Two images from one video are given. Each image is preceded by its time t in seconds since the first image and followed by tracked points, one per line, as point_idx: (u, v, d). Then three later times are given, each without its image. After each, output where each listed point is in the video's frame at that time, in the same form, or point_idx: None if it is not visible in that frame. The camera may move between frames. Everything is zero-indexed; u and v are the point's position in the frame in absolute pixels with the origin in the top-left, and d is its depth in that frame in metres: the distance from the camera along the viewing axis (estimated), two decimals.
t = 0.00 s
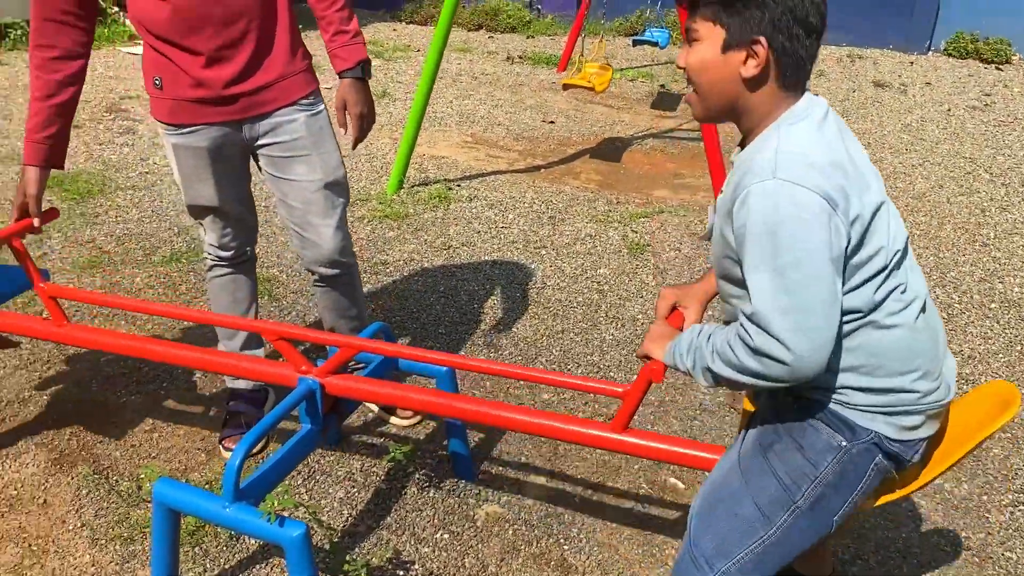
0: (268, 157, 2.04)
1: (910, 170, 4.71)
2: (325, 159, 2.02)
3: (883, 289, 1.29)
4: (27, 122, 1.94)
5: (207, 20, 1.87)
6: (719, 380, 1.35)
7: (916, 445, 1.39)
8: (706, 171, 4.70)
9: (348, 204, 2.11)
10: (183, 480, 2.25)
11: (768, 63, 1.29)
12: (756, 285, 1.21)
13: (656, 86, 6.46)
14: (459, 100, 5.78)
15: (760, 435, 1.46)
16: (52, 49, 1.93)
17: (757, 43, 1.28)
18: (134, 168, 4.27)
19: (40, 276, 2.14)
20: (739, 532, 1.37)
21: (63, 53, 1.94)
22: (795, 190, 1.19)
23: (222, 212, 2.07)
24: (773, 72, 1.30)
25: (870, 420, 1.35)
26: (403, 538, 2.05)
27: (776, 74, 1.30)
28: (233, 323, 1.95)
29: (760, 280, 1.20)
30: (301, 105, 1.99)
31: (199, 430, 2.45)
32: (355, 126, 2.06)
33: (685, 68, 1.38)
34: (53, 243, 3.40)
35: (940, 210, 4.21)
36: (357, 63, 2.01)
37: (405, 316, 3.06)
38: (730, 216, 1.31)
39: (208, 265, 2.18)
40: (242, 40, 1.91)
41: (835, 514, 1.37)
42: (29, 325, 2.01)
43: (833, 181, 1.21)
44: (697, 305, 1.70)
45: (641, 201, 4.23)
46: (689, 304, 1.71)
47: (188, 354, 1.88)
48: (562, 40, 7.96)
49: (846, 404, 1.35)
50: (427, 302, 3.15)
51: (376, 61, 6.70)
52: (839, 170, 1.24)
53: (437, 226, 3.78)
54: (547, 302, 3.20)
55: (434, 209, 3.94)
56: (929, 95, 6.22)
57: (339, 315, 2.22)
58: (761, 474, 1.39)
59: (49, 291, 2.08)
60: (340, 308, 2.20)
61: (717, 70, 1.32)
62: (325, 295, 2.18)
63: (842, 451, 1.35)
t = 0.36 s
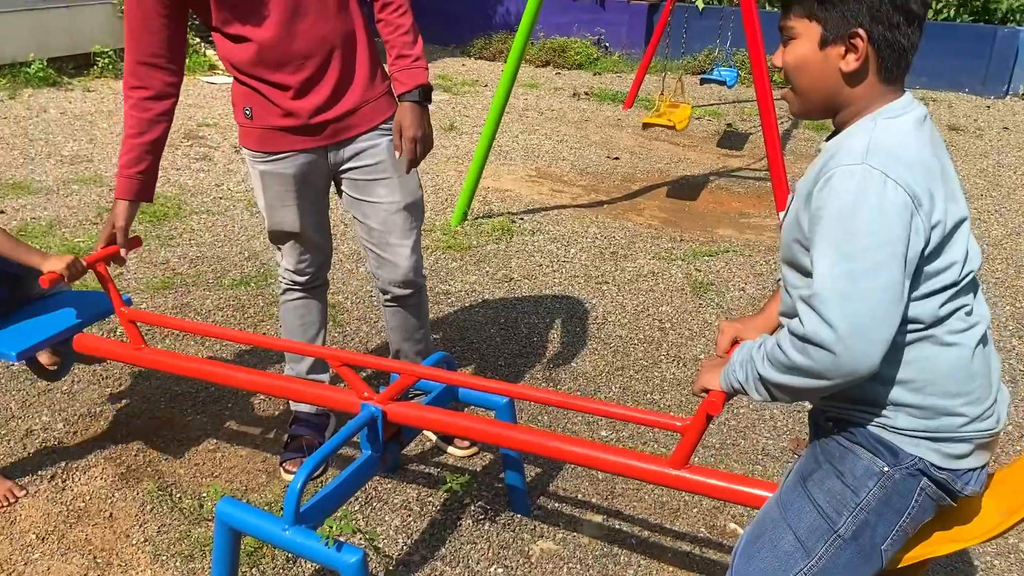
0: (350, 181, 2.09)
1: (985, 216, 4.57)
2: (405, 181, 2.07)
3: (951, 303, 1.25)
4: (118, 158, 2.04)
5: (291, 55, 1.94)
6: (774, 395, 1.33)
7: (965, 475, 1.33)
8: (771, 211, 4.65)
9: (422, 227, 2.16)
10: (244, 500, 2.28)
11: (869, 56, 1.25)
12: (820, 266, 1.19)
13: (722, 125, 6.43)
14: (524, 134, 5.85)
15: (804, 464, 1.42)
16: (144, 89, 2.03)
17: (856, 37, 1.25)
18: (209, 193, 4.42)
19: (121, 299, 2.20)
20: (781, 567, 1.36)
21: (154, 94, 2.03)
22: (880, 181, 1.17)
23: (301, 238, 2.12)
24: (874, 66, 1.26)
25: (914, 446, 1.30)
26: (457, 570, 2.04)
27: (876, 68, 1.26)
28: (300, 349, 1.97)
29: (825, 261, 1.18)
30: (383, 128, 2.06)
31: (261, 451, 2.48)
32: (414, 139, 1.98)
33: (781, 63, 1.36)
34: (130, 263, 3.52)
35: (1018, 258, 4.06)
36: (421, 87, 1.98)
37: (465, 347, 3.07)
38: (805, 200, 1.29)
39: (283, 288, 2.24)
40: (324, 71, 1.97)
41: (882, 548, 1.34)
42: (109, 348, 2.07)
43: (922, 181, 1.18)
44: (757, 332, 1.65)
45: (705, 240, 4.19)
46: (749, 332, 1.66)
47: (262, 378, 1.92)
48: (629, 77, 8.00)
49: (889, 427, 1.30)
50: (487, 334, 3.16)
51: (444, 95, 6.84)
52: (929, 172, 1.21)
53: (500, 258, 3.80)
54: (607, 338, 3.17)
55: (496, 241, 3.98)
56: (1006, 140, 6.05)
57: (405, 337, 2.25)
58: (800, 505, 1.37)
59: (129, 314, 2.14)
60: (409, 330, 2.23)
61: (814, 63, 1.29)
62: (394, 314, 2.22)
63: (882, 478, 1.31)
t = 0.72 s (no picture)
0: (403, 232, 2.14)
1: None
2: (455, 234, 2.11)
3: (1011, 355, 1.21)
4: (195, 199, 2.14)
5: (352, 108, 2.00)
6: (821, 448, 1.30)
7: None
8: (833, 262, 4.57)
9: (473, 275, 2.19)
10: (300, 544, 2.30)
11: (914, 109, 1.24)
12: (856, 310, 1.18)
13: (783, 174, 6.38)
14: (582, 182, 5.89)
15: (874, 528, 1.37)
16: (219, 134, 2.12)
17: (901, 90, 1.23)
18: (274, 238, 4.54)
19: (190, 345, 2.26)
20: None
21: (229, 138, 2.13)
22: (917, 226, 1.15)
23: (357, 283, 2.18)
24: (920, 118, 1.24)
25: (994, 510, 1.25)
26: None
27: (922, 119, 1.24)
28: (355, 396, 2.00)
29: (862, 306, 1.17)
30: (434, 181, 2.09)
31: (317, 495, 2.51)
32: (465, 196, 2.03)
33: (828, 118, 1.34)
34: (196, 307, 3.62)
35: None
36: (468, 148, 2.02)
37: (520, 394, 3.06)
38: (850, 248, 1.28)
39: (341, 332, 2.29)
40: (381, 126, 2.03)
41: None
42: (176, 394, 2.13)
43: (965, 222, 1.16)
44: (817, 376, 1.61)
45: (765, 290, 4.14)
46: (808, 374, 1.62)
47: (318, 423, 1.95)
48: (687, 126, 8.02)
49: (964, 491, 1.26)
50: (542, 382, 3.15)
51: (503, 144, 6.94)
52: (978, 214, 1.18)
53: (556, 306, 3.80)
54: (664, 389, 3.13)
55: (553, 288, 3.99)
56: None
57: (456, 387, 2.26)
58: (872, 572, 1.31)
59: (198, 360, 2.20)
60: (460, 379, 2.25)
61: (860, 116, 1.28)
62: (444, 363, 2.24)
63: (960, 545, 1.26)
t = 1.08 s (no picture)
0: (452, 274, 2.19)
1: None
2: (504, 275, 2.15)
3: None
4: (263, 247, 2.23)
5: (407, 158, 2.07)
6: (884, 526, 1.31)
7: None
8: (880, 312, 4.53)
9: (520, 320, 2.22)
10: None
11: (928, 210, 1.33)
12: (918, 418, 1.22)
13: (828, 224, 6.36)
14: (624, 231, 5.92)
15: None
16: (285, 185, 2.22)
17: (912, 192, 1.33)
18: (321, 285, 4.64)
19: (246, 388, 2.32)
20: None
21: (293, 188, 2.23)
22: (966, 326, 1.19)
23: (407, 325, 2.23)
24: (936, 215, 1.33)
25: None
26: None
27: (940, 215, 1.33)
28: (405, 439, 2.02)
29: (924, 413, 1.20)
30: (484, 225, 2.14)
31: (362, 540, 2.52)
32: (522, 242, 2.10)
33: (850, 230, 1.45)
34: (247, 352, 3.71)
35: None
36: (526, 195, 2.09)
37: (564, 442, 3.06)
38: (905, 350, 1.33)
39: (389, 374, 2.32)
40: (434, 174, 2.09)
41: None
42: (234, 435, 2.18)
43: (1012, 316, 1.19)
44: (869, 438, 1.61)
45: (811, 340, 4.11)
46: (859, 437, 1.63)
47: (371, 466, 1.96)
48: (729, 176, 8.04)
49: None
50: (585, 430, 3.14)
51: (546, 193, 7.03)
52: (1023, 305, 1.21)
53: (599, 354, 3.81)
54: (709, 439, 3.11)
55: (596, 336, 4.00)
56: None
57: (501, 428, 2.27)
58: None
59: (253, 403, 2.25)
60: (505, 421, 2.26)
61: (877, 224, 1.38)
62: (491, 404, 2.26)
63: None
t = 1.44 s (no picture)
0: (475, 317, 2.29)
1: None
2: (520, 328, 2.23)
3: None
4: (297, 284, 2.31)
5: (442, 212, 2.19)
6: None
7: None
8: (905, 359, 4.50)
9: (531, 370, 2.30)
10: None
11: (989, 259, 1.35)
12: (970, 473, 1.23)
13: (849, 270, 6.36)
14: (644, 277, 5.95)
15: None
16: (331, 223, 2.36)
17: (973, 242, 1.35)
18: (344, 330, 4.69)
19: (271, 431, 2.35)
20: None
21: (336, 230, 2.33)
22: None
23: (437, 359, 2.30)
24: (997, 266, 1.35)
25: None
26: None
27: (1001, 266, 1.34)
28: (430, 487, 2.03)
29: (975, 469, 1.22)
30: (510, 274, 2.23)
31: None
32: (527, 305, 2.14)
33: (907, 275, 1.47)
34: (271, 397, 3.74)
35: None
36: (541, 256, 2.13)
37: (587, 490, 3.05)
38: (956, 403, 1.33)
39: (420, 417, 2.35)
40: (468, 227, 2.20)
41: None
42: (255, 478, 2.21)
43: None
44: (896, 494, 1.62)
45: (835, 387, 4.09)
46: (887, 493, 1.63)
47: (396, 513, 1.97)
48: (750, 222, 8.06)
49: None
50: (608, 478, 3.13)
51: (566, 238, 7.09)
52: None
53: (620, 400, 3.81)
54: (732, 487, 3.09)
55: (617, 382, 4.00)
56: None
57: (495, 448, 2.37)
58: None
59: (278, 446, 2.29)
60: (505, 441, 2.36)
61: (935, 269, 1.40)
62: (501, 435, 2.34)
63: None
